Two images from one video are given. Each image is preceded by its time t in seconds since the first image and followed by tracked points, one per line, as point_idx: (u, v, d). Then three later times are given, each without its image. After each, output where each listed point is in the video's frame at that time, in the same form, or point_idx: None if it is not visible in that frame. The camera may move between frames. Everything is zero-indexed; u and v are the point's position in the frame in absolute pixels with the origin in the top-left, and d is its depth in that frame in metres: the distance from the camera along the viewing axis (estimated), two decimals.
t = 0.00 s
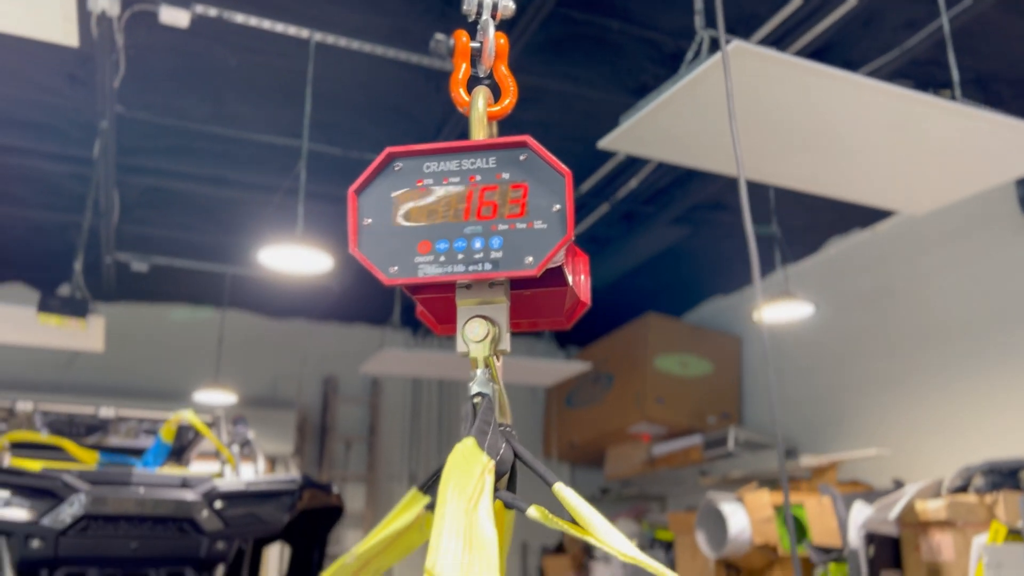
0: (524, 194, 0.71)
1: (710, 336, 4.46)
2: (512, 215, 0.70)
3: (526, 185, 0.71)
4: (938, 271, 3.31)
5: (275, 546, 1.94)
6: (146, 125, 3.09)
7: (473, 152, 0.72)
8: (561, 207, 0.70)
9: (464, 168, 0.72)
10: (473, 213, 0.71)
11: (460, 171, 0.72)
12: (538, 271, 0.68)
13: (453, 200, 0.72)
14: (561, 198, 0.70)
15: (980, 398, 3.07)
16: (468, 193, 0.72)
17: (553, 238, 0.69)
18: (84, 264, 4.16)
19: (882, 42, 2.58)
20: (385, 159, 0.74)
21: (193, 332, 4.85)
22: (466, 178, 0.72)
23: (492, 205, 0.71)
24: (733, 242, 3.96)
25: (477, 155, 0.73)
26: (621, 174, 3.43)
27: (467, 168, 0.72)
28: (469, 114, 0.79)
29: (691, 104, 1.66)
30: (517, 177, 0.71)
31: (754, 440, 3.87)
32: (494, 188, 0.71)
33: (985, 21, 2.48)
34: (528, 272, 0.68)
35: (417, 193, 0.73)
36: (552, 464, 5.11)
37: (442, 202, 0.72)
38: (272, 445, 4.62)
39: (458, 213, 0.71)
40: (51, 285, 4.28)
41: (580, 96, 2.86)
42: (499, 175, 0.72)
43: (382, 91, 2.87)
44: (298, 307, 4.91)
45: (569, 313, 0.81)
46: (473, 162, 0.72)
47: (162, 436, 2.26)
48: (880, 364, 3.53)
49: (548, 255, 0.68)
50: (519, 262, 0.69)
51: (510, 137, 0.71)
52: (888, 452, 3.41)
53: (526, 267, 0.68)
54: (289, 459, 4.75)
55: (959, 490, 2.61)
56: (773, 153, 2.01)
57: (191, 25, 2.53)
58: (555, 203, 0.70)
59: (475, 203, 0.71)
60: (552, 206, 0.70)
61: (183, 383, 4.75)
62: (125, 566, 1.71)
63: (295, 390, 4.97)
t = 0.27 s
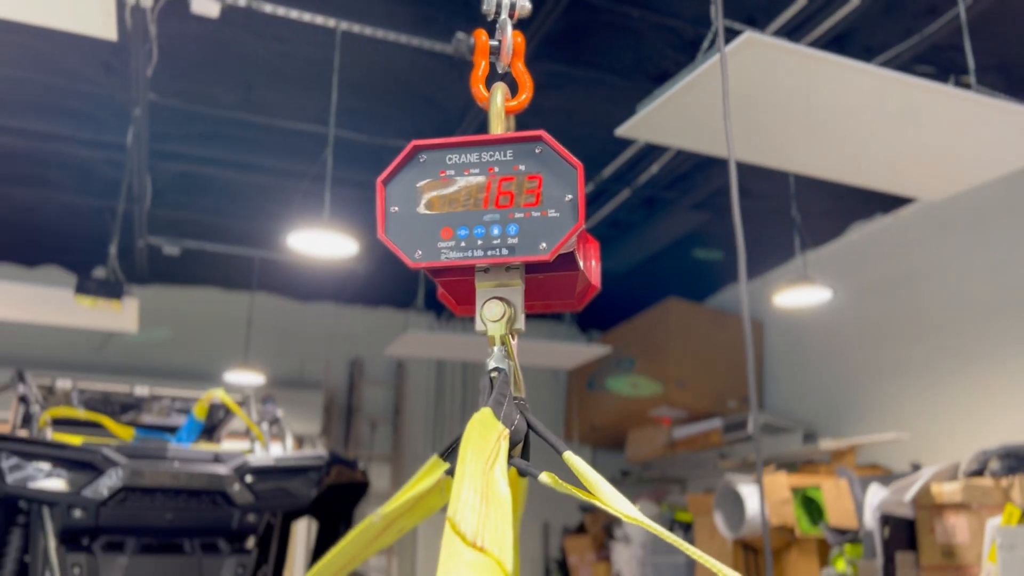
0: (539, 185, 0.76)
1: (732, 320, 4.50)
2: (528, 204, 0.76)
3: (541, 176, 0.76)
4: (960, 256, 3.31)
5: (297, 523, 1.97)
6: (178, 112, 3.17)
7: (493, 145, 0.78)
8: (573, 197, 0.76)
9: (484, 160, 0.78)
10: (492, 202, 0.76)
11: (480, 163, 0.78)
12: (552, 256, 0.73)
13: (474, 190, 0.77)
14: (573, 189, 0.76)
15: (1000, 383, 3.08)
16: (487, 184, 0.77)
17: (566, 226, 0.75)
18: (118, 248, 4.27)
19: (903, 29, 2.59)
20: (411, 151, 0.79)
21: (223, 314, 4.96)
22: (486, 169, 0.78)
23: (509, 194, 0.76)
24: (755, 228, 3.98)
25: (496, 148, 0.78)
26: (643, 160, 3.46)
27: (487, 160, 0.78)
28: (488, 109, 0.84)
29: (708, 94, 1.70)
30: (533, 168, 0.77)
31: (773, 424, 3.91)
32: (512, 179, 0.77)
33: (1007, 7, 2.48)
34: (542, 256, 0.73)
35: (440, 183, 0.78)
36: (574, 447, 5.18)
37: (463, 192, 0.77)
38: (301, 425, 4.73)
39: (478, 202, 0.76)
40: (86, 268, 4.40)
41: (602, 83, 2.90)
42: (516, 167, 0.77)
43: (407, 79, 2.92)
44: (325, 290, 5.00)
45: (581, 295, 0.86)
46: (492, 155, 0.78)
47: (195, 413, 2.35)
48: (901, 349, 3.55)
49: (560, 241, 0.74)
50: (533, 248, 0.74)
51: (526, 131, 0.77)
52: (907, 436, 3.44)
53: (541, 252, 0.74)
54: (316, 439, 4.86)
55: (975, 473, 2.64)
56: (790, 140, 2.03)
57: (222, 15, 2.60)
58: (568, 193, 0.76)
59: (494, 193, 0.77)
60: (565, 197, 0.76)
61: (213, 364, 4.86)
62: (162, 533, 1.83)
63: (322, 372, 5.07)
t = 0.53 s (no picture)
0: (540, 175, 0.82)
1: (749, 300, 4.50)
2: (529, 193, 0.82)
3: (542, 167, 0.82)
4: (973, 238, 3.33)
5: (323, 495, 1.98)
6: (202, 98, 3.24)
7: (497, 138, 0.84)
8: (571, 186, 0.81)
9: (490, 152, 0.84)
10: (496, 192, 0.83)
11: (486, 154, 0.84)
12: (551, 241, 0.80)
13: (480, 179, 0.83)
14: (572, 179, 0.82)
15: (1010, 363, 3.12)
16: (492, 174, 0.83)
17: (564, 214, 0.81)
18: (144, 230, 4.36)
19: (915, 12, 2.61)
20: (421, 142, 0.85)
21: (245, 295, 5.05)
22: (491, 160, 0.84)
23: (512, 184, 0.82)
24: (769, 209, 4.01)
25: (501, 140, 0.84)
26: (658, 143, 3.50)
27: (492, 151, 0.84)
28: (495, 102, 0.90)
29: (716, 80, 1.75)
30: (535, 159, 0.83)
31: (787, 404, 3.97)
32: (515, 169, 0.83)
33: None
34: (542, 242, 0.80)
35: (449, 173, 0.85)
36: (590, 426, 5.25)
37: (470, 181, 0.84)
38: (323, 404, 4.83)
39: (484, 191, 0.83)
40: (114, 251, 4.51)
41: (616, 67, 2.94)
42: (519, 158, 0.83)
43: (425, 65, 2.98)
44: (345, 272, 5.09)
45: (580, 278, 0.93)
46: (497, 147, 0.84)
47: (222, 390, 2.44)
48: (913, 330, 3.58)
49: (559, 228, 0.80)
50: (534, 234, 0.80)
51: (528, 125, 0.83)
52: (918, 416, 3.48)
53: (540, 238, 0.80)
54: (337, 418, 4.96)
55: (983, 452, 2.69)
56: (799, 125, 2.08)
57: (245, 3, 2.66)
58: (566, 182, 0.82)
59: (498, 182, 0.83)
60: (564, 186, 0.82)
61: (237, 344, 4.96)
62: (194, 505, 1.75)
63: (343, 351, 5.17)
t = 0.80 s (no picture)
0: (533, 150, 0.88)
1: (754, 275, 4.57)
2: (522, 167, 0.88)
3: (534, 143, 0.88)
4: (977, 211, 3.36)
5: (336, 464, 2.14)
6: (214, 78, 3.30)
7: (492, 115, 0.90)
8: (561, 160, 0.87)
9: (485, 129, 0.90)
10: (492, 166, 0.89)
11: (482, 131, 0.90)
12: (542, 212, 0.86)
13: (476, 154, 0.90)
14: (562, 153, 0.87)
15: (1011, 334, 3.16)
16: (487, 149, 0.89)
17: (555, 186, 0.87)
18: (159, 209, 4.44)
19: None
20: (421, 119, 0.92)
21: (259, 273, 5.14)
22: (486, 136, 0.90)
23: (506, 158, 0.89)
24: (774, 184, 4.05)
25: (496, 118, 0.90)
26: (663, 119, 3.54)
27: (487, 128, 0.90)
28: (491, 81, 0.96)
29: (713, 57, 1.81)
30: (527, 136, 0.89)
31: (793, 376, 4.03)
32: (509, 145, 0.89)
33: None
34: (534, 213, 0.86)
35: (447, 148, 0.91)
36: (599, 399, 5.33)
37: (467, 155, 0.90)
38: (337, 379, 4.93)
39: (480, 165, 0.89)
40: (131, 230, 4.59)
41: (621, 44, 2.98)
42: (513, 134, 0.89)
43: (432, 44, 3.02)
44: (356, 248, 5.16)
45: (570, 249, 1.00)
46: (492, 124, 0.90)
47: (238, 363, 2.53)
48: (917, 302, 3.62)
49: (550, 199, 0.86)
50: (527, 205, 0.87)
51: (521, 103, 0.89)
52: (921, 386, 3.53)
53: (533, 209, 0.87)
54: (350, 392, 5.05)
55: (983, 420, 2.75)
56: (796, 97, 2.13)
57: None
58: (556, 157, 0.87)
59: (493, 157, 0.89)
60: (555, 160, 0.87)
61: (252, 321, 5.05)
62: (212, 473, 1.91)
63: (355, 327, 5.25)
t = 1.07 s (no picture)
0: (533, 120, 0.94)
1: (757, 245, 4.63)
2: (523, 137, 0.94)
3: (535, 114, 0.94)
4: (977, 178, 3.40)
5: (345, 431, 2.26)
6: (222, 53, 3.35)
7: (496, 88, 0.96)
8: (560, 130, 0.93)
9: (489, 100, 0.96)
10: (495, 135, 0.95)
11: (486, 102, 0.96)
12: (542, 178, 0.92)
13: (480, 124, 0.95)
14: (560, 123, 0.93)
15: (1010, 299, 3.21)
16: (490, 119, 0.95)
17: (554, 154, 0.93)
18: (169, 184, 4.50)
19: None
20: (429, 91, 0.98)
21: (269, 247, 5.20)
22: (490, 107, 0.96)
23: (509, 128, 0.94)
24: (777, 154, 4.08)
25: (499, 90, 0.96)
26: (666, 90, 3.57)
27: (491, 100, 0.96)
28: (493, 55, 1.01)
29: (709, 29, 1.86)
30: (528, 107, 0.95)
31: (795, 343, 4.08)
32: (511, 116, 0.95)
33: None
34: (534, 179, 0.92)
35: (453, 119, 0.97)
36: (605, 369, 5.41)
37: (471, 126, 0.96)
38: (347, 350, 5.00)
39: (484, 134, 0.95)
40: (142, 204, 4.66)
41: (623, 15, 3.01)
42: (515, 106, 0.95)
43: (436, 16, 3.06)
44: (364, 222, 5.23)
45: (568, 214, 1.05)
46: (495, 96, 0.96)
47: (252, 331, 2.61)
48: (918, 269, 3.67)
49: (549, 166, 0.92)
50: (528, 171, 0.93)
51: (522, 76, 0.95)
52: (922, 352, 3.59)
53: (533, 175, 0.92)
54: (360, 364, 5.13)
55: (979, 383, 2.80)
56: (794, 66, 2.17)
57: None
58: (555, 126, 0.93)
59: (495, 127, 0.95)
60: (553, 129, 0.93)
61: (263, 294, 5.12)
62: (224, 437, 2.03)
63: (364, 301, 5.33)
